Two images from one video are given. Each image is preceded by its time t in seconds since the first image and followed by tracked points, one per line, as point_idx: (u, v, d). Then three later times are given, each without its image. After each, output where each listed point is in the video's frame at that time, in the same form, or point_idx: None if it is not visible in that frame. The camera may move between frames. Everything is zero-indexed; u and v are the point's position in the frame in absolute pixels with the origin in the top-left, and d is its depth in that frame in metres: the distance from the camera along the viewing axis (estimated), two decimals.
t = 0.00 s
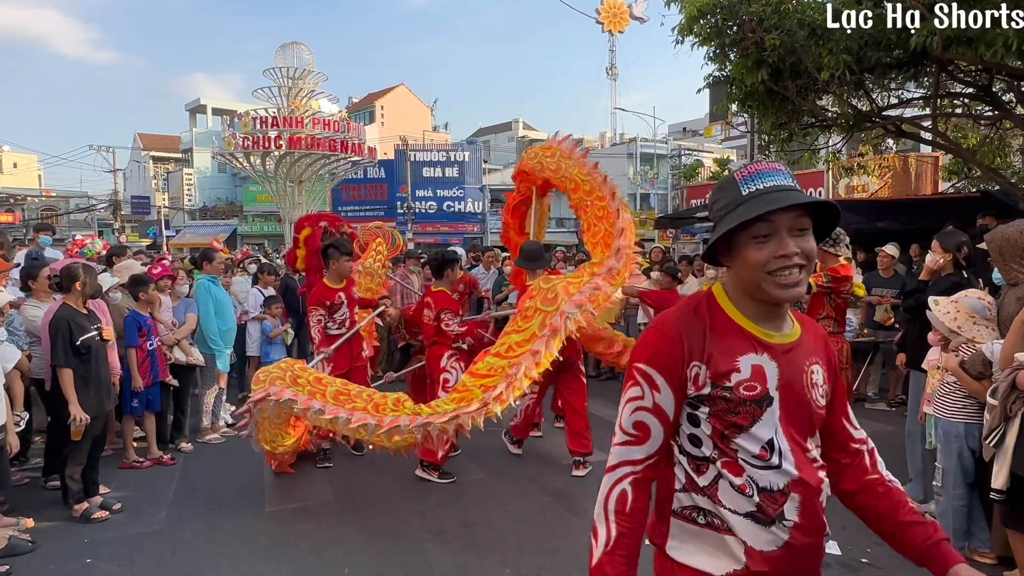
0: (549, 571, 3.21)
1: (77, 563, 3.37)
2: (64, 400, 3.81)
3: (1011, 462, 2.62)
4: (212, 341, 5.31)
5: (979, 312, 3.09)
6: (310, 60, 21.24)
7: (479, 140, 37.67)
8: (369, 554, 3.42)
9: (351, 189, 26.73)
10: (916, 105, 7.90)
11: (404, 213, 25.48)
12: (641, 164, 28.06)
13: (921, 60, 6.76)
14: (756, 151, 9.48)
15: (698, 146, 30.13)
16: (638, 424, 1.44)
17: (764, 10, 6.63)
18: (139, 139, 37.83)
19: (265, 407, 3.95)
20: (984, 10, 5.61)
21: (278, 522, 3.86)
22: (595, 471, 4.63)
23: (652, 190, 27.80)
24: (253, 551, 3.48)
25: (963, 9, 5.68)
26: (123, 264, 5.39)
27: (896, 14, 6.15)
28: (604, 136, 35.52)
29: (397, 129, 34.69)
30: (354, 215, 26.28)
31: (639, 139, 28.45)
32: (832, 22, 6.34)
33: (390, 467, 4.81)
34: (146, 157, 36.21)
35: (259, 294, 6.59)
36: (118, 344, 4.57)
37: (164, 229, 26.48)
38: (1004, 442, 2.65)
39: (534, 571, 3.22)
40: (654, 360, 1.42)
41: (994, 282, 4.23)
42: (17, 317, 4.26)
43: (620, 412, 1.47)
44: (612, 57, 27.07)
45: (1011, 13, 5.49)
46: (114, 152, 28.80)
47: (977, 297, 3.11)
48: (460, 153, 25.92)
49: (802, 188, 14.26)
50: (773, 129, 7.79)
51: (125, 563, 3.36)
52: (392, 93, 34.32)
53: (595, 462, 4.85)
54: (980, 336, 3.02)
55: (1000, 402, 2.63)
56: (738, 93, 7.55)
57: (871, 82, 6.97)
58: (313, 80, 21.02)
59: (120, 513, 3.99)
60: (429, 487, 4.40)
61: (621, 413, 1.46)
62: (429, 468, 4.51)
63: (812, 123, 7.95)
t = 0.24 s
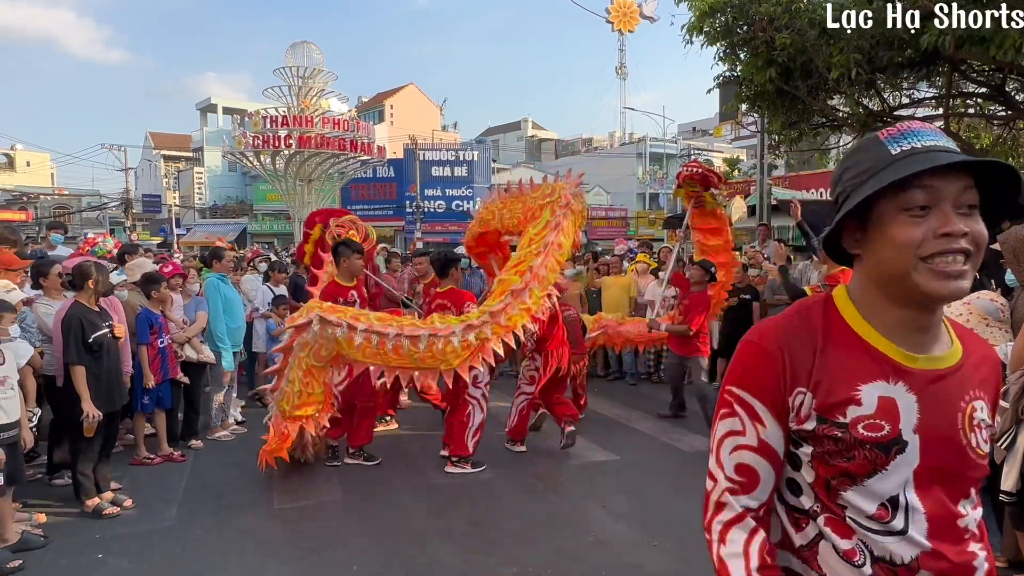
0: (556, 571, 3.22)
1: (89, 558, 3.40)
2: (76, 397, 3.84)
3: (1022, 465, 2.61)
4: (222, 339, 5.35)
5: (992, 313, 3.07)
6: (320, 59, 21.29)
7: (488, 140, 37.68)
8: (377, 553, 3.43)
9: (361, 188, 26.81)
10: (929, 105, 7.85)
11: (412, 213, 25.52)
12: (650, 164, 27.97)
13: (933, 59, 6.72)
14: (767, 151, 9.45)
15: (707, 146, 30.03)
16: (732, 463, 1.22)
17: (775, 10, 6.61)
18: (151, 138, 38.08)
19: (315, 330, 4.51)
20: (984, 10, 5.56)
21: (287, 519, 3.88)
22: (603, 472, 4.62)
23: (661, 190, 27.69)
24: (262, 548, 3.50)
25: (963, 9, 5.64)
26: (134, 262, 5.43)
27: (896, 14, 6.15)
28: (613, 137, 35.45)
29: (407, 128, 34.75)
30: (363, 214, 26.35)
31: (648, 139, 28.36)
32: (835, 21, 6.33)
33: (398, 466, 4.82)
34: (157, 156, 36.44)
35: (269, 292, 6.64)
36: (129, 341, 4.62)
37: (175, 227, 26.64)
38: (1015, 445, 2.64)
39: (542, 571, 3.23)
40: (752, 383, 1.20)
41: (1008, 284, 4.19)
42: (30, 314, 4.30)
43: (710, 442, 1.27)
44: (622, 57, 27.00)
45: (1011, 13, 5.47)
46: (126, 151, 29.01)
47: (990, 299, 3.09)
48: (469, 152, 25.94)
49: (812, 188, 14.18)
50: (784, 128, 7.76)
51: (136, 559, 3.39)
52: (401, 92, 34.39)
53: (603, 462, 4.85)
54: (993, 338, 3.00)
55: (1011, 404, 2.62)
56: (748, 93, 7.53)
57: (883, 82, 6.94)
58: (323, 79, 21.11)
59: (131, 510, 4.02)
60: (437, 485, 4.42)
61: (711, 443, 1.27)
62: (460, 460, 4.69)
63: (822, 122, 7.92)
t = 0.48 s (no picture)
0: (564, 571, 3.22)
1: (100, 554, 3.43)
2: (88, 394, 3.87)
3: None
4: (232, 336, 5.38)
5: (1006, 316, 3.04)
6: (329, 59, 21.33)
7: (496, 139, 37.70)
8: (385, 551, 3.44)
9: (369, 187, 26.89)
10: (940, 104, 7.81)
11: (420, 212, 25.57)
12: (658, 163, 27.90)
13: (945, 60, 6.69)
14: (776, 151, 9.43)
15: (716, 146, 29.94)
16: (910, 540, 0.98)
17: (785, 9, 6.59)
18: (161, 137, 38.30)
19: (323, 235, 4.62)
20: (983, 10, 5.53)
21: (296, 517, 3.90)
22: (611, 472, 4.63)
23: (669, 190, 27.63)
24: (271, 546, 3.52)
25: (963, 9, 5.60)
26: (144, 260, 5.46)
27: (896, 14, 6.13)
28: (621, 136, 35.39)
29: (415, 127, 34.81)
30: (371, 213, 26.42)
31: (656, 138, 28.31)
32: (834, 21, 6.34)
33: (406, 464, 4.84)
34: (167, 155, 36.67)
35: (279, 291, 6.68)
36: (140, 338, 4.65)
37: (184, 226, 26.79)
38: None
39: (550, 570, 3.23)
40: (957, 431, 0.95)
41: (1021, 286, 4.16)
42: (43, 311, 4.32)
43: (881, 500, 1.02)
44: (630, 56, 26.94)
45: (1011, 13, 5.46)
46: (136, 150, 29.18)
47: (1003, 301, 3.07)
48: (477, 152, 25.96)
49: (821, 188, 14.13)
50: (794, 128, 7.72)
51: (146, 555, 3.42)
52: (410, 92, 34.45)
53: (610, 462, 4.85)
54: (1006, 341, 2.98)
55: None
56: (758, 92, 7.50)
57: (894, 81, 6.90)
58: (332, 79, 21.17)
59: (141, 506, 4.04)
60: (445, 484, 4.43)
61: (885, 495, 1.01)
62: (468, 460, 4.69)
63: (832, 122, 7.89)
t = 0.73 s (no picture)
0: (571, 569, 3.22)
1: (109, 551, 3.45)
2: (97, 392, 3.88)
3: None
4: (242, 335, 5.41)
5: (1016, 316, 3.02)
6: (336, 59, 21.36)
7: (502, 139, 37.71)
8: (392, 549, 3.46)
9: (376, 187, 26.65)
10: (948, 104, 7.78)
11: (426, 212, 25.56)
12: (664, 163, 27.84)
13: (954, 59, 6.66)
14: (783, 152, 9.40)
15: (722, 146, 29.87)
16: None
17: (793, 8, 6.57)
18: (168, 137, 38.43)
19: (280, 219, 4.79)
20: (983, 10, 5.57)
21: (303, 516, 3.91)
22: (617, 472, 4.62)
23: (675, 190, 27.56)
24: (278, 543, 3.53)
25: (963, 9, 5.68)
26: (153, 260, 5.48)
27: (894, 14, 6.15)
28: (626, 137, 35.36)
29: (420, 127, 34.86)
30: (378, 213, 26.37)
31: (662, 138, 28.24)
32: (834, 21, 6.34)
33: (412, 463, 4.85)
34: (174, 154, 36.80)
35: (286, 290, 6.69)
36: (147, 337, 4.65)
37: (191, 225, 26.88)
38: None
39: (556, 569, 3.23)
40: None
41: None
42: (52, 309, 4.34)
43: None
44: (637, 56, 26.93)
45: (1011, 13, 5.49)
46: (144, 150, 29.30)
47: (1013, 301, 3.05)
48: (483, 152, 26.00)
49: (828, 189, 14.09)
50: (801, 128, 7.71)
51: (155, 553, 3.43)
52: (416, 91, 34.49)
53: (617, 462, 4.85)
54: (1016, 341, 2.98)
55: None
56: (765, 92, 7.49)
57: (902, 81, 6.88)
58: (339, 78, 21.21)
59: (148, 504, 4.06)
60: (451, 483, 4.43)
61: None
62: (479, 452, 4.70)
63: (839, 122, 7.87)
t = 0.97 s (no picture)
0: (577, 570, 3.22)
1: (118, 549, 3.46)
2: (106, 391, 3.90)
3: None
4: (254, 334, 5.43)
5: None
6: (342, 59, 21.38)
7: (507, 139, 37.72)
8: (399, 549, 3.46)
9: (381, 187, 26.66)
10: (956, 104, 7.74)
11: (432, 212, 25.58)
12: (670, 163, 27.78)
13: (963, 59, 6.61)
14: (789, 152, 9.37)
15: (728, 146, 29.79)
16: None
17: (800, 9, 6.55)
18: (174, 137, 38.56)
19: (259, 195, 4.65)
20: (983, 10, 5.55)
21: (310, 515, 3.92)
22: (623, 472, 4.62)
23: (681, 190, 27.49)
24: (285, 542, 3.55)
25: (963, 9, 5.67)
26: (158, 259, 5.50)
27: (895, 15, 6.15)
28: (632, 137, 35.30)
29: (426, 127, 34.89)
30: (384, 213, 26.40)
31: (668, 138, 28.18)
32: (833, 21, 6.35)
33: (419, 463, 4.86)
34: (181, 154, 36.93)
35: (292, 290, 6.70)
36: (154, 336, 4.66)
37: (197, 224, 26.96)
38: None
39: (563, 569, 3.23)
40: None
41: None
42: (61, 308, 4.36)
43: None
44: (643, 56, 26.90)
45: (1011, 14, 5.47)
46: (151, 150, 29.41)
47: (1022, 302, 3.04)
48: (488, 152, 26.02)
49: (834, 189, 14.06)
50: (808, 128, 7.68)
51: (163, 551, 3.45)
52: (422, 91, 34.53)
53: (623, 463, 4.85)
54: None
55: None
56: (771, 93, 7.47)
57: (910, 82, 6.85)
58: (345, 79, 21.26)
59: (157, 503, 4.08)
60: (458, 483, 4.43)
61: None
62: (496, 440, 4.93)
63: (846, 122, 7.85)
